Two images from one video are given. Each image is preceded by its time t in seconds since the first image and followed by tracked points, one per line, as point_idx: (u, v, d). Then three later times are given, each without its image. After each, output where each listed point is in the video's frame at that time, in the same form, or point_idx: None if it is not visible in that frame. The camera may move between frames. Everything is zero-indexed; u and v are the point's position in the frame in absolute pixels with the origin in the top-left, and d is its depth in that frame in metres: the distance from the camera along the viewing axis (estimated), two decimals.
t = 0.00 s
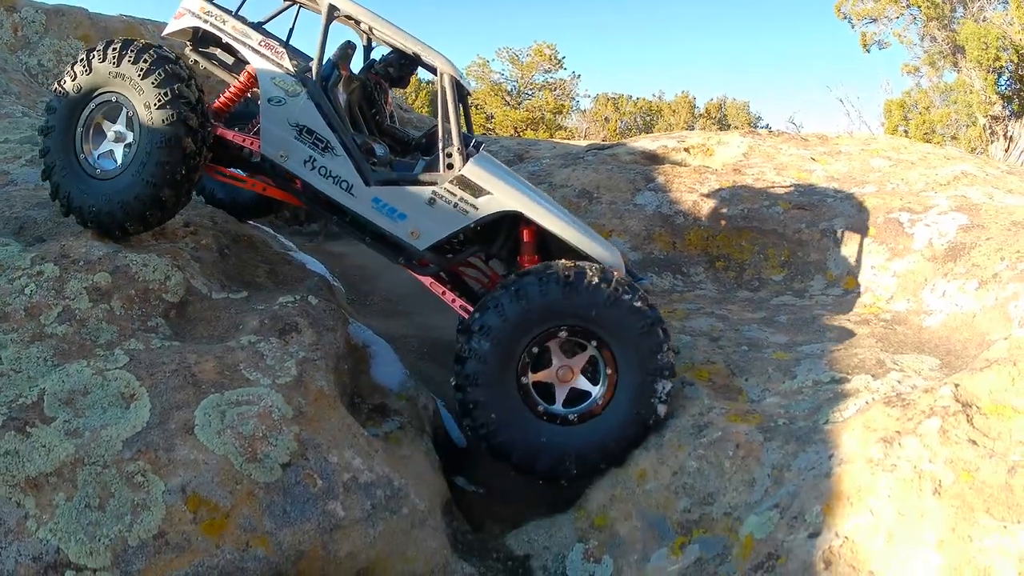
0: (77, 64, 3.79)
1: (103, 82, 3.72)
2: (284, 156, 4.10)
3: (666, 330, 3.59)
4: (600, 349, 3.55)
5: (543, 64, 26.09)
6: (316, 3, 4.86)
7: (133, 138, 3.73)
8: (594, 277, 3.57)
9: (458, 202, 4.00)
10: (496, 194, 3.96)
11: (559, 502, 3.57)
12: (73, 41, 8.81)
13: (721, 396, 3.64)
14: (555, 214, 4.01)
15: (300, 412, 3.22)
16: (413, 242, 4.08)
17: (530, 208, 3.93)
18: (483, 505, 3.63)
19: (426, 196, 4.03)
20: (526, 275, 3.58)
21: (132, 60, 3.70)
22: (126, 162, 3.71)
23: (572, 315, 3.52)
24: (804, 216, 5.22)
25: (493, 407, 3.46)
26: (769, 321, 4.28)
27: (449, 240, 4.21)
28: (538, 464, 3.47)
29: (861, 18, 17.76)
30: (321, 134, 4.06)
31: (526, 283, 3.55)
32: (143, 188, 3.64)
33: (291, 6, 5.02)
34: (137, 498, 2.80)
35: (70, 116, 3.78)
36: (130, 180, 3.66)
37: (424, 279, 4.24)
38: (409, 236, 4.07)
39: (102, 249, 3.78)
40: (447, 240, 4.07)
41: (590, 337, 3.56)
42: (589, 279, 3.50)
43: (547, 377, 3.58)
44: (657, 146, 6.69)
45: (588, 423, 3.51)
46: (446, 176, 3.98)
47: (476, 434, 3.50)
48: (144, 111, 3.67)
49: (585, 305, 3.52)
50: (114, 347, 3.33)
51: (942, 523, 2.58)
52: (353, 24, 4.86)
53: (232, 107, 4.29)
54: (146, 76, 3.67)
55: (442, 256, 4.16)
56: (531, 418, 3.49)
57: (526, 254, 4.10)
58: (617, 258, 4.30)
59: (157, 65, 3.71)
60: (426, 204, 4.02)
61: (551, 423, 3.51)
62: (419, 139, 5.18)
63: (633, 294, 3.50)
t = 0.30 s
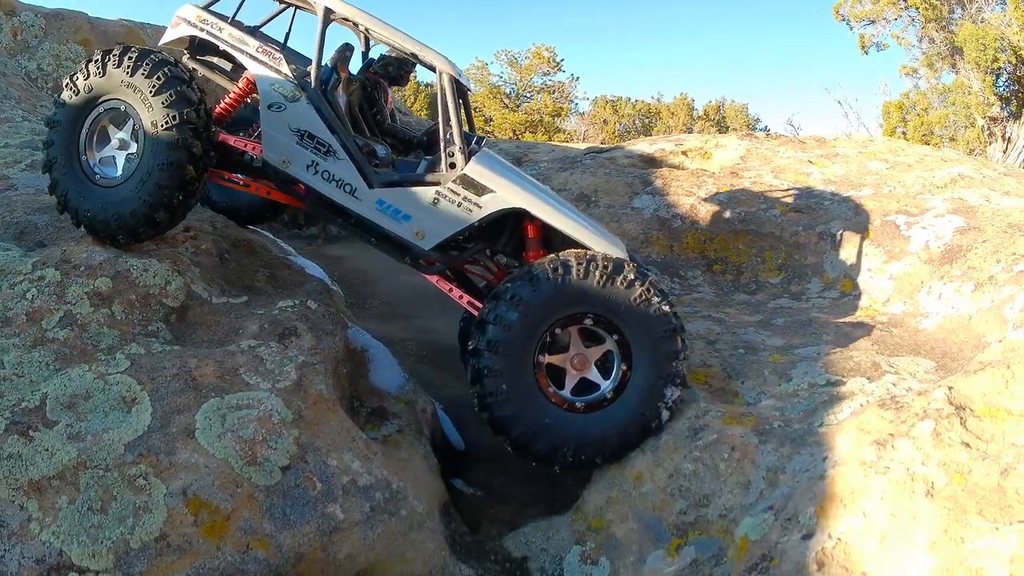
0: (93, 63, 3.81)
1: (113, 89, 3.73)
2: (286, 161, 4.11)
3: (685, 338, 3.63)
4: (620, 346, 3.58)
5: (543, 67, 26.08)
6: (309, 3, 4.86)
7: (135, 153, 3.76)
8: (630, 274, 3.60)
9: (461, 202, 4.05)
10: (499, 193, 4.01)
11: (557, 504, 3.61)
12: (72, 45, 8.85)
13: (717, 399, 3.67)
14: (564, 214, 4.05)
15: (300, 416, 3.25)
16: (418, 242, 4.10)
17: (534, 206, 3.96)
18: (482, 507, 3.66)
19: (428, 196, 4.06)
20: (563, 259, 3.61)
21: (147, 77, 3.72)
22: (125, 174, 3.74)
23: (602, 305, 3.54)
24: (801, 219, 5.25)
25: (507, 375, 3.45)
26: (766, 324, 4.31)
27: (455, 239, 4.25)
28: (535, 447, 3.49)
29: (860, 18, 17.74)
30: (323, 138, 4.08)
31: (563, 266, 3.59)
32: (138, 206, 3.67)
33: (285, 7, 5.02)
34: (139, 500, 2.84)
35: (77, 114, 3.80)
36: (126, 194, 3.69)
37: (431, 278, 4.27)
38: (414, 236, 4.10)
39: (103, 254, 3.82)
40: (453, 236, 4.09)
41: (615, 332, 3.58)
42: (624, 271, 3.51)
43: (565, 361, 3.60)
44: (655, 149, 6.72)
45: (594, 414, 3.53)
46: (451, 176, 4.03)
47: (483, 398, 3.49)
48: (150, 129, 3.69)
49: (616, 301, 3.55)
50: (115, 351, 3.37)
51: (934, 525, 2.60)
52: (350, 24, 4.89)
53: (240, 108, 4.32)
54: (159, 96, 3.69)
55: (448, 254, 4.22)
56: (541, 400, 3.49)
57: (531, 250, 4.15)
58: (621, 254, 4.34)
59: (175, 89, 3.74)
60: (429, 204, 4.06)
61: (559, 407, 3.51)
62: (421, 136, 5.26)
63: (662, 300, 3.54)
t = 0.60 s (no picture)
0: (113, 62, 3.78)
1: (123, 98, 3.71)
2: (291, 159, 4.14)
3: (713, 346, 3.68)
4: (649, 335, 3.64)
5: (543, 67, 26.07)
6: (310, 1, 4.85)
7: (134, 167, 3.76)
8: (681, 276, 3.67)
9: (471, 189, 4.07)
10: (510, 179, 4.05)
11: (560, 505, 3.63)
12: (72, 45, 8.86)
13: (720, 400, 3.68)
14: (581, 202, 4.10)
15: (303, 416, 3.26)
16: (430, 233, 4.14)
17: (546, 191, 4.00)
18: (485, 508, 3.66)
19: (438, 186, 4.09)
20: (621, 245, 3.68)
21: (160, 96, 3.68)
22: (121, 185, 3.75)
23: (645, 290, 3.61)
24: (802, 220, 5.25)
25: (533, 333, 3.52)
26: (767, 325, 4.32)
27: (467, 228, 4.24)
28: (544, 408, 3.55)
29: (861, 19, 17.72)
30: (328, 134, 4.09)
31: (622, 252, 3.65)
32: (129, 224, 3.68)
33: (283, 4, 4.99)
34: (142, 501, 2.85)
35: (87, 110, 3.79)
36: (117, 206, 3.70)
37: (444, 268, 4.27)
38: (425, 227, 4.14)
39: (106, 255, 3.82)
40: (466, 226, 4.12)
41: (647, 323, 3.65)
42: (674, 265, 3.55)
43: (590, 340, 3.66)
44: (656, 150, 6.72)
45: (609, 393, 3.58)
46: (460, 166, 4.04)
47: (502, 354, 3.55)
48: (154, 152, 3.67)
49: (660, 291, 3.61)
50: (118, 352, 3.38)
51: (936, 525, 2.61)
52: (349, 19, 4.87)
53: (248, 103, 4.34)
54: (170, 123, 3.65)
55: (460, 243, 4.21)
56: (565, 365, 3.56)
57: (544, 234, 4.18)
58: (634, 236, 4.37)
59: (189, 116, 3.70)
60: (437, 194, 4.08)
61: (577, 376, 3.58)
62: (426, 126, 5.28)
63: (698, 302, 3.61)
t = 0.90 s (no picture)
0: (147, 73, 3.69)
1: (145, 117, 3.67)
2: (307, 160, 4.13)
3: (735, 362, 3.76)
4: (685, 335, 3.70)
5: (543, 72, 26.02)
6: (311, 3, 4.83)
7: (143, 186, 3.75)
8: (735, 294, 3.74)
9: (493, 178, 4.13)
10: (532, 166, 4.10)
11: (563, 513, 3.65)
12: (73, 51, 8.85)
13: (722, 408, 3.70)
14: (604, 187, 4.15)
15: (306, 426, 3.26)
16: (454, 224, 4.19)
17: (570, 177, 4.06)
18: (488, 516, 3.67)
19: (460, 178, 4.13)
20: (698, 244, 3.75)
21: (184, 134, 3.65)
22: (124, 198, 3.74)
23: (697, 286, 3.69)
24: (803, 225, 5.26)
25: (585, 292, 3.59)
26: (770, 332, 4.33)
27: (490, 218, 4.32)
28: (573, 361, 3.60)
29: (860, 21, 17.69)
30: (343, 133, 4.08)
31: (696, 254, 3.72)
32: (120, 245, 3.70)
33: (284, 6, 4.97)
34: (146, 512, 2.85)
35: (109, 111, 3.75)
36: (116, 220, 3.71)
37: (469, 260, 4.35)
38: (450, 218, 4.17)
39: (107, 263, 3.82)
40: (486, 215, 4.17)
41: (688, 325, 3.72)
42: (731, 281, 3.60)
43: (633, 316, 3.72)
44: (657, 155, 6.73)
45: (635, 368, 3.65)
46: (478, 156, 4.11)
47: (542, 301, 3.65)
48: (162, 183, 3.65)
49: (712, 292, 3.68)
50: (121, 362, 3.38)
51: (938, 534, 2.61)
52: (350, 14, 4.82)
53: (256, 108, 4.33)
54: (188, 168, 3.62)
55: (484, 234, 4.30)
56: (607, 327, 3.63)
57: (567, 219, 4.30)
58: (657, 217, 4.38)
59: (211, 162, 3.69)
60: (460, 184, 4.14)
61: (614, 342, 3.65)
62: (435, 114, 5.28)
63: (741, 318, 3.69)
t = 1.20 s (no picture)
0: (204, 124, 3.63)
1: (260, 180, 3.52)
2: (418, 189, 4.12)
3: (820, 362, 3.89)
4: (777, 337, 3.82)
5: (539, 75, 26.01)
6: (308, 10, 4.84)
7: (261, 248, 3.60)
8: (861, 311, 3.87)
9: (606, 167, 4.13)
10: (638, 147, 4.12)
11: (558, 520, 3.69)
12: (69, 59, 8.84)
13: (715, 415, 3.71)
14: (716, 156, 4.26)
15: (300, 438, 3.28)
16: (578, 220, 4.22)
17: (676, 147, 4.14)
18: (484, 525, 3.70)
19: (576, 173, 4.12)
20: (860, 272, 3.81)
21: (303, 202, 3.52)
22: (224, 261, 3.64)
23: (832, 292, 3.78)
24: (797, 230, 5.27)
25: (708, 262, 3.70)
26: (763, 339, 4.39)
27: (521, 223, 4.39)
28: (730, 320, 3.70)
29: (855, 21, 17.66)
30: (449, 156, 4.06)
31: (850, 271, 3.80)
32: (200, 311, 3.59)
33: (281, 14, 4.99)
34: (141, 525, 2.86)
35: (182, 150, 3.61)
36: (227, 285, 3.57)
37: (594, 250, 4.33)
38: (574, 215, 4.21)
39: (102, 274, 3.83)
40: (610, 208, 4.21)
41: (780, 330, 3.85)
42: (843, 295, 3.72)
43: (751, 304, 3.81)
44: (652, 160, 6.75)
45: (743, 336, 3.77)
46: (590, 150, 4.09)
47: (688, 253, 3.76)
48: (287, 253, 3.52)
49: (825, 299, 3.79)
50: (115, 374, 3.40)
51: (929, 543, 2.60)
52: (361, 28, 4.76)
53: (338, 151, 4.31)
54: (313, 226, 3.51)
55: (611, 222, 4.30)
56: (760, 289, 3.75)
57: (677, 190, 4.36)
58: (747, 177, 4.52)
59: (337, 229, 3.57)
60: (575, 180, 4.14)
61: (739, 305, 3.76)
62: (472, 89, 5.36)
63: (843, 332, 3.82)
